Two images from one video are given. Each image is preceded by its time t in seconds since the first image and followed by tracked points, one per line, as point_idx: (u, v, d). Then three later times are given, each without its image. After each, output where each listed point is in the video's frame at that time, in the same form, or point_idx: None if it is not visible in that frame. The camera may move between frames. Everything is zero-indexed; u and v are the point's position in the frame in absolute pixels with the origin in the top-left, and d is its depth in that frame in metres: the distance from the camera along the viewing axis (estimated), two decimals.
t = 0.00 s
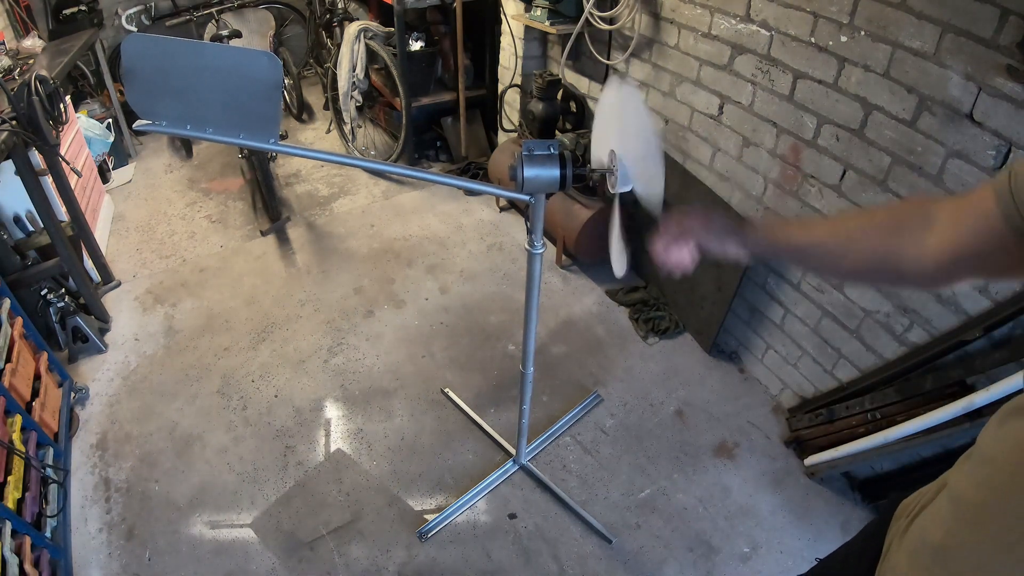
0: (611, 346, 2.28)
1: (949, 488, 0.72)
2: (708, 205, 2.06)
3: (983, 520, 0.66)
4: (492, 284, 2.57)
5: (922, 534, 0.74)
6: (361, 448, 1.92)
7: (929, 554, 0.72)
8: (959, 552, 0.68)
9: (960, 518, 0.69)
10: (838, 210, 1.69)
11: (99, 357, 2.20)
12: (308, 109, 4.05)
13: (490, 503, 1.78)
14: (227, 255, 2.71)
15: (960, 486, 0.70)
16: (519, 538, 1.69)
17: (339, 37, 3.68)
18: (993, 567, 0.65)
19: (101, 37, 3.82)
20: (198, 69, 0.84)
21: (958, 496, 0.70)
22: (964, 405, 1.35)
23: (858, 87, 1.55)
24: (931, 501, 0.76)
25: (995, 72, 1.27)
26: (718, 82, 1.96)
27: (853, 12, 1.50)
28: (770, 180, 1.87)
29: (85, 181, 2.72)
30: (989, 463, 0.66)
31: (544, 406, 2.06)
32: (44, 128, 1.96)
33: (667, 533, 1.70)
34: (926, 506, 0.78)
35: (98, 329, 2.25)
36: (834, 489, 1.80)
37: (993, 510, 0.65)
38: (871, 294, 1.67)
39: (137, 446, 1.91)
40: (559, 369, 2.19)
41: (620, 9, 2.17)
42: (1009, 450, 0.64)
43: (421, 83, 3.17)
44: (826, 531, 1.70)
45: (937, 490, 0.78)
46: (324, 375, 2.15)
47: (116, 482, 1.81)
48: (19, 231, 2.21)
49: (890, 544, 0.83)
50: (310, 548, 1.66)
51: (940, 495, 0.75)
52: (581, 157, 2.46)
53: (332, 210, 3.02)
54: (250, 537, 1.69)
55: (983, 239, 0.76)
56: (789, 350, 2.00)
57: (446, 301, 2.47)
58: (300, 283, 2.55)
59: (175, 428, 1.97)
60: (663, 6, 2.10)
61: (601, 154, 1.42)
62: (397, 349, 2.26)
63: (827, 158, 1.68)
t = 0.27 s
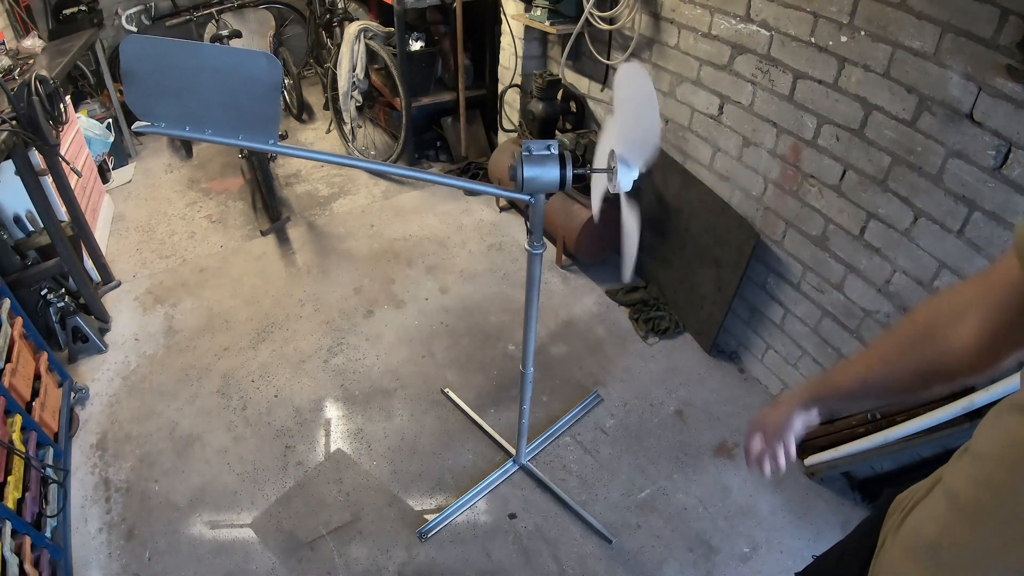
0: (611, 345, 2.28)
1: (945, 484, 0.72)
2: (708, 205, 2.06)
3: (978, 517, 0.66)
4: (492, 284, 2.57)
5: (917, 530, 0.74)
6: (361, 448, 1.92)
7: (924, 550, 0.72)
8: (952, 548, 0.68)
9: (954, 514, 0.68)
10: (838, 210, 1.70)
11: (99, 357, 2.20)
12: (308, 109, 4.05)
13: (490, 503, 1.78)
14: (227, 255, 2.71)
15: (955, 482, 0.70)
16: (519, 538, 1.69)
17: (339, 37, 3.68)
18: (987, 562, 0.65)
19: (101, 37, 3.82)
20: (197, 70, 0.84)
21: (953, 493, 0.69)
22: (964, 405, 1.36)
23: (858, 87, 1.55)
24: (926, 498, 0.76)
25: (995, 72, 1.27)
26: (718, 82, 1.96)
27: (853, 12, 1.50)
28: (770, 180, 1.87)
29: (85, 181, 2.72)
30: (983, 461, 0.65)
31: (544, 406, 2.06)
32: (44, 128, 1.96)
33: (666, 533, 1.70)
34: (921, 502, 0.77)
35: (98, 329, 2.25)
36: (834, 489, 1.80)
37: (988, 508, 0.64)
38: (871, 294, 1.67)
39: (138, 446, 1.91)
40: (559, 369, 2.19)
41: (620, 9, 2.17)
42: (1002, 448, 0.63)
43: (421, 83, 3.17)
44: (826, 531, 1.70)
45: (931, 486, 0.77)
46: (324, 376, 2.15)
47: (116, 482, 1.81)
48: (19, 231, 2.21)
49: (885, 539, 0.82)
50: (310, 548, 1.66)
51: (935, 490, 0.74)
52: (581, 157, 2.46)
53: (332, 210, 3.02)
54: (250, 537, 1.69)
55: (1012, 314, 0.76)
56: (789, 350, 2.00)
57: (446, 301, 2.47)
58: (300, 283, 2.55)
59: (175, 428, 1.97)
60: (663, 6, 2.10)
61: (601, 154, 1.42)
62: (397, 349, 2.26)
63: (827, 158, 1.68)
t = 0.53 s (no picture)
0: (611, 346, 2.28)
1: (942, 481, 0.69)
2: (708, 205, 2.06)
3: (984, 513, 0.63)
4: (492, 284, 2.57)
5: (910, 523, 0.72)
6: (361, 448, 1.92)
7: (921, 549, 0.69)
8: (955, 546, 0.66)
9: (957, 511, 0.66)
10: (838, 209, 1.70)
11: (99, 358, 2.20)
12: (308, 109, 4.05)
13: (490, 502, 1.78)
14: (227, 255, 2.71)
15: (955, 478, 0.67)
16: (519, 538, 1.69)
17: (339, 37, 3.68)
18: (992, 559, 0.63)
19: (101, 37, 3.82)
20: (197, 70, 0.84)
21: (954, 490, 0.67)
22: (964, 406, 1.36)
23: (858, 87, 1.55)
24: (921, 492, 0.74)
25: (995, 71, 1.27)
26: (718, 81, 1.96)
27: (853, 11, 1.50)
28: (769, 180, 1.87)
29: (85, 181, 2.72)
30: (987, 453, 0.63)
31: (544, 406, 2.06)
32: (44, 128, 1.96)
33: (667, 533, 1.70)
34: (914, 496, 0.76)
35: (98, 329, 2.25)
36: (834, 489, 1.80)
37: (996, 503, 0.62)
38: (871, 294, 1.67)
39: (138, 446, 1.91)
40: (559, 369, 2.19)
41: (620, 9, 2.17)
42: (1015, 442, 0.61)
43: (421, 83, 3.17)
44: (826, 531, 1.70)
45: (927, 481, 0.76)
46: (325, 375, 2.15)
47: (116, 482, 1.81)
48: (19, 231, 2.21)
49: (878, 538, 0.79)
50: (309, 548, 1.66)
51: (931, 485, 0.73)
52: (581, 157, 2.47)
53: (332, 210, 3.02)
54: (250, 537, 1.69)
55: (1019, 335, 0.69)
56: (789, 350, 2.00)
57: (446, 301, 2.47)
58: (300, 283, 2.55)
59: (175, 427, 1.97)
60: (663, 6, 2.10)
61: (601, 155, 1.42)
62: (397, 349, 2.26)
63: (827, 158, 1.68)
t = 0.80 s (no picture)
0: (611, 346, 2.28)
1: (948, 481, 0.72)
2: (708, 205, 2.06)
3: (984, 512, 0.65)
4: (492, 284, 2.57)
5: (919, 525, 0.74)
6: (361, 448, 1.92)
7: (926, 547, 0.72)
8: (957, 546, 0.68)
9: (957, 511, 0.68)
10: (838, 209, 1.69)
11: (99, 357, 2.20)
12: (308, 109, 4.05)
13: (490, 503, 1.78)
14: (227, 255, 2.71)
15: (959, 477, 0.69)
16: (519, 538, 1.69)
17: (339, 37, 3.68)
18: (994, 559, 0.65)
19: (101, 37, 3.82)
20: (197, 71, 0.84)
21: (957, 488, 0.69)
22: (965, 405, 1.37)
23: (858, 87, 1.54)
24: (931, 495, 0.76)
25: (995, 71, 1.27)
26: (718, 81, 1.96)
27: (853, 11, 1.50)
28: (770, 180, 1.87)
29: (86, 181, 2.72)
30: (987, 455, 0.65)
31: (544, 406, 2.06)
32: (44, 128, 1.96)
33: (666, 533, 1.70)
34: (924, 499, 0.77)
35: (98, 329, 2.25)
36: (834, 489, 1.80)
37: (994, 504, 0.64)
38: (871, 294, 1.67)
39: (138, 446, 1.91)
40: (559, 369, 2.19)
41: (620, 9, 2.17)
42: (1013, 446, 0.62)
43: (421, 83, 3.17)
44: (827, 531, 1.70)
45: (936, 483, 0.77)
46: (325, 375, 2.15)
47: (116, 482, 1.81)
48: (19, 231, 2.21)
49: (887, 536, 0.83)
50: (309, 548, 1.66)
51: (939, 488, 0.74)
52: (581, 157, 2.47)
53: (332, 210, 3.02)
54: (250, 537, 1.69)
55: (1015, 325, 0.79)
56: (789, 350, 2.00)
57: (446, 301, 2.47)
58: (300, 283, 2.55)
59: (175, 427, 1.97)
60: (664, 6, 2.10)
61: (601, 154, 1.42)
62: (397, 349, 2.26)
63: (827, 159, 1.68)
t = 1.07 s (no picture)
0: (611, 346, 2.28)
1: (956, 491, 0.74)
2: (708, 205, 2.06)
3: (991, 518, 0.67)
4: (492, 284, 2.57)
5: (927, 534, 0.76)
6: (361, 448, 1.92)
7: (931, 555, 0.74)
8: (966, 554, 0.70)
9: (965, 521, 0.70)
10: (838, 209, 1.69)
11: (99, 357, 2.20)
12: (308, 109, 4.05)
13: (490, 503, 1.78)
14: (227, 255, 2.71)
15: (965, 488, 0.72)
16: (519, 538, 1.69)
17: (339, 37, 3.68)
18: (1002, 566, 0.66)
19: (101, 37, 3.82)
20: (198, 71, 0.84)
21: (966, 498, 0.71)
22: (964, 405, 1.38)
23: (858, 87, 1.54)
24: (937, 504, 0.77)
25: (995, 71, 1.27)
26: (718, 81, 1.96)
27: (853, 11, 1.50)
28: (770, 180, 1.87)
29: (85, 181, 2.72)
30: (995, 466, 0.67)
31: (544, 406, 2.06)
32: (44, 128, 1.96)
33: (666, 533, 1.70)
34: (931, 508, 0.79)
35: (98, 329, 2.25)
36: (834, 489, 1.80)
37: (1001, 512, 0.66)
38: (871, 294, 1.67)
39: (138, 446, 1.91)
40: (559, 369, 2.19)
41: (620, 9, 2.17)
42: (1016, 458, 0.64)
43: (421, 83, 3.17)
44: (827, 531, 1.70)
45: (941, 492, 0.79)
46: (325, 375, 2.15)
47: (116, 482, 1.81)
48: (19, 231, 2.21)
49: (893, 544, 0.84)
50: (309, 548, 1.66)
51: (945, 497, 0.76)
52: (580, 157, 2.47)
53: (332, 210, 3.02)
54: (250, 537, 1.69)
55: None
56: (789, 350, 1.99)
57: (446, 301, 2.47)
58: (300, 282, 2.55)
59: (175, 427, 1.97)
60: (664, 6, 2.10)
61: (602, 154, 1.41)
62: (397, 349, 2.26)
63: (827, 159, 1.68)
